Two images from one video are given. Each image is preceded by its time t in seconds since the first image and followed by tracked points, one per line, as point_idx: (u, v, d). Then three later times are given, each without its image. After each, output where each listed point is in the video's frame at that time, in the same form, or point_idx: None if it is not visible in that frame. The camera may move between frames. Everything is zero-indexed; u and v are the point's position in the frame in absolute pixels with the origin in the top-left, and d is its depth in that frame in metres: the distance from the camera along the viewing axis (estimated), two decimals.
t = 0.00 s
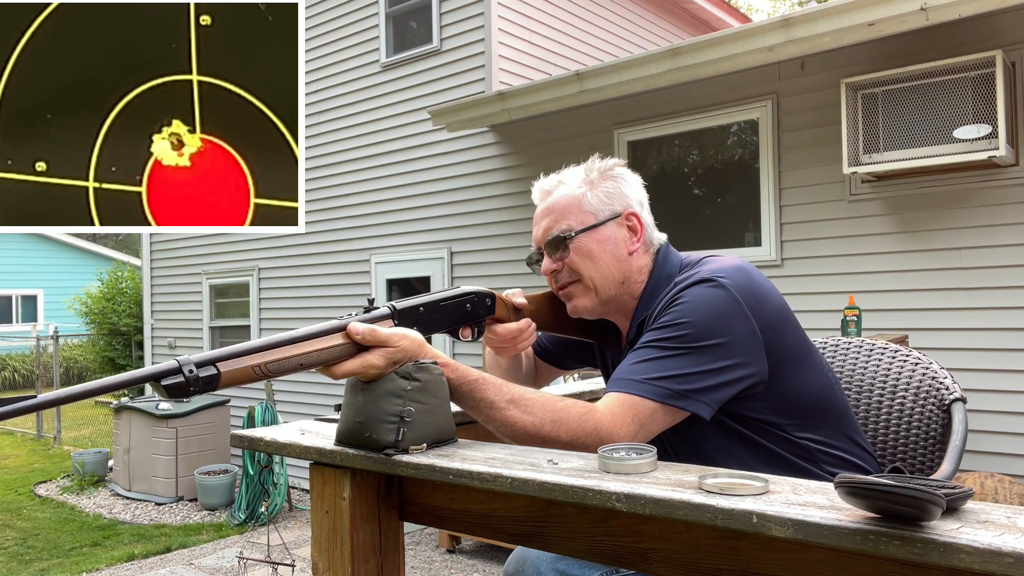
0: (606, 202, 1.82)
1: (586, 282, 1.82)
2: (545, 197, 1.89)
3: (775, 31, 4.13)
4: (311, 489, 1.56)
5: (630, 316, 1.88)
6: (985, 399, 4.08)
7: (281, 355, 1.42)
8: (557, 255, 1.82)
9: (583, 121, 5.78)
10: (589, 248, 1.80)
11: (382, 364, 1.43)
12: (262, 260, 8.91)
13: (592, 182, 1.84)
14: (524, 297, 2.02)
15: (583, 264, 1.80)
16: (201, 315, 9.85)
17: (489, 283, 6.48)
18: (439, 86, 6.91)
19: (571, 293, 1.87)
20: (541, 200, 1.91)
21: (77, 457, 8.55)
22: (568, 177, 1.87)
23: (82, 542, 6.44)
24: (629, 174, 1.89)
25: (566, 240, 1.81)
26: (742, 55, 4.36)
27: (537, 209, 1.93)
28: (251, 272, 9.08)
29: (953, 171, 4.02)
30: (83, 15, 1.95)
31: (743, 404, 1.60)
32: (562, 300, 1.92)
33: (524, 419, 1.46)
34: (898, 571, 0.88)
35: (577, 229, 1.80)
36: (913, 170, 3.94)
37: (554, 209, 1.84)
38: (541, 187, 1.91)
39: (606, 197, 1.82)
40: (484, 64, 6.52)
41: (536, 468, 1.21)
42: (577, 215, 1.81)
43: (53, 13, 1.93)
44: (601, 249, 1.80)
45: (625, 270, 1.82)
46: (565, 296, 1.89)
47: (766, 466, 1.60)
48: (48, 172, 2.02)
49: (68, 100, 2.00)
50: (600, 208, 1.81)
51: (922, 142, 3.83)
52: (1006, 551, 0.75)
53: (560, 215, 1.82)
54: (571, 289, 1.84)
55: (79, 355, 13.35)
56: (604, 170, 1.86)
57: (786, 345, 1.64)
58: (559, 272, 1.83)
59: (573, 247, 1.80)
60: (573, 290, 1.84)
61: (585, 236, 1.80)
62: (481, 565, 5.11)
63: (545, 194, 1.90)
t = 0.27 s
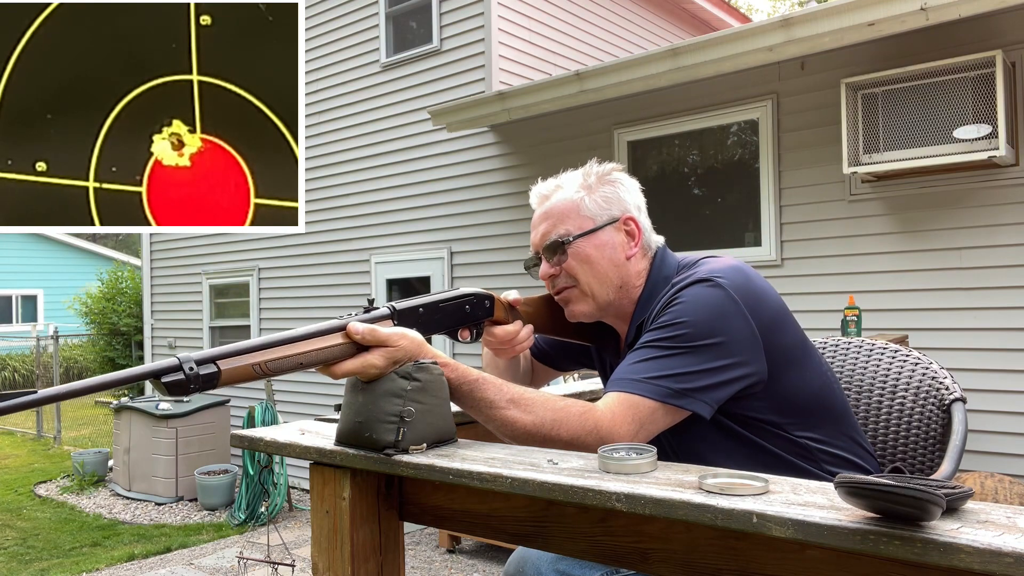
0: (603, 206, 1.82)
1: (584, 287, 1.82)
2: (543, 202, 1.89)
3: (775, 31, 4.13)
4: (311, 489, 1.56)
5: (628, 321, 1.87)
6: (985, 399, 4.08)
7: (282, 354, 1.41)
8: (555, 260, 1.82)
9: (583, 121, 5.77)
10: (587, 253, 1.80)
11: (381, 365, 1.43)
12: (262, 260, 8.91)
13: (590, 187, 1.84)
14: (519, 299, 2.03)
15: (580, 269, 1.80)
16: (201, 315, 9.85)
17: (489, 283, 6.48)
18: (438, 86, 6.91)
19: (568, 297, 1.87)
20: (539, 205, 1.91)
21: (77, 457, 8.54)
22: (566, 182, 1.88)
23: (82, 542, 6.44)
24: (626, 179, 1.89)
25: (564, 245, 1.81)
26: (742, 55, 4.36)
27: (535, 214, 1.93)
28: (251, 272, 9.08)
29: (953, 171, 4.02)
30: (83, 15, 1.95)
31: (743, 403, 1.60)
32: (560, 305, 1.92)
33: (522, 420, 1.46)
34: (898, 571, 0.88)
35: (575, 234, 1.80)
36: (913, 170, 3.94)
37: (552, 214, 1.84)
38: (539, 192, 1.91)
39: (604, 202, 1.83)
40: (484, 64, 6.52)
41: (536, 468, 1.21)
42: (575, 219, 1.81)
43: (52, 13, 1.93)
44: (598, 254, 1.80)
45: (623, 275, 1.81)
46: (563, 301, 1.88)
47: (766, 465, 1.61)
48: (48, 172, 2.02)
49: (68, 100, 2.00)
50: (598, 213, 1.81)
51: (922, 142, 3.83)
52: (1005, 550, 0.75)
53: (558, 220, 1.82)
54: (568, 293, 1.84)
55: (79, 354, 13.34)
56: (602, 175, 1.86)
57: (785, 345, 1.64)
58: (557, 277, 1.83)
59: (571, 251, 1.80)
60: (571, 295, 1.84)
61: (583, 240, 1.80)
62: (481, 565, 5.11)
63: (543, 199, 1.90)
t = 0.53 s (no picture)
0: (600, 210, 1.82)
1: (581, 291, 1.82)
2: (539, 206, 1.89)
3: (775, 31, 4.13)
4: (311, 489, 1.56)
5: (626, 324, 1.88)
6: (985, 399, 4.08)
7: (283, 352, 1.41)
8: (553, 264, 1.82)
9: (583, 121, 5.78)
10: (584, 256, 1.80)
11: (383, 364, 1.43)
12: (262, 260, 8.91)
13: (586, 190, 1.84)
14: (518, 300, 2.02)
15: (577, 272, 1.80)
16: (201, 315, 9.85)
17: (489, 283, 6.48)
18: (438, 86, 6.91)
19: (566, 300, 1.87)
20: (535, 209, 1.91)
21: (77, 457, 8.54)
22: (563, 185, 1.88)
23: (82, 542, 6.44)
24: (622, 181, 1.89)
25: (560, 248, 1.81)
26: (742, 55, 4.36)
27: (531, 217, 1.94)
28: (251, 272, 9.08)
29: (953, 171, 4.02)
30: (84, 16, 1.95)
31: (743, 402, 1.60)
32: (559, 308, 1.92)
33: (522, 420, 1.46)
34: (898, 571, 0.88)
35: (572, 237, 1.80)
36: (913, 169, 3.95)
37: (548, 218, 1.84)
38: (536, 195, 1.92)
39: (600, 205, 1.83)
40: (484, 64, 6.52)
41: (537, 468, 1.21)
42: (572, 223, 1.81)
43: (53, 13, 1.93)
44: (596, 257, 1.80)
45: (621, 277, 1.81)
46: (561, 305, 1.89)
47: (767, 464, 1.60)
48: (49, 173, 2.02)
49: (69, 100, 2.00)
50: (594, 215, 1.81)
51: (922, 142, 3.83)
52: (1005, 550, 0.75)
53: (555, 223, 1.82)
54: (566, 297, 1.84)
55: (78, 354, 13.31)
56: (598, 177, 1.86)
57: (784, 343, 1.64)
58: (555, 281, 1.83)
59: (568, 255, 1.80)
60: (569, 298, 1.84)
61: (580, 244, 1.80)
62: (481, 565, 5.11)
63: (539, 203, 1.90)
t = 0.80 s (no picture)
0: (598, 213, 1.82)
1: (580, 294, 1.82)
2: (537, 209, 1.89)
3: (775, 31, 4.13)
4: (311, 489, 1.56)
5: (625, 326, 1.88)
6: (984, 399, 4.08)
7: (283, 351, 1.41)
8: (551, 267, 1.82)
9: (582, 121, 5.78)
10: (583, 259, 1.80)
11: (383, 364, 1.43)
12: (262, 260, 8.92)
13: (584, 193, 1.84)
14: (518, 303, 2.01)
15: (576, 275, 1.80)
16: (201, 315, 9.85)
17: (489, 283, 6.48)
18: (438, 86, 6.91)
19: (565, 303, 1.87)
20: (533, 212, 1.91)
21: (77, 457, 8.54)
22: (561, 188, 1.88)
23: (82, 542, 6.44)
24: (620, 184, 1.89)
25: (559, 252, 1.81)
26: (742, 55, 4.36)
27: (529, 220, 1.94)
28: (251, 272, 9.08)
29: (953, 171, 4.02)
30: (84, 16, 1.96)
31: (744, 402, 1.60)
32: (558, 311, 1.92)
33: (522, 421, 1.46)
34: (898, 571, 0.88)
35: (571, 240, 1.80)
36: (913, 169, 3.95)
37: (546, 221, 1.84)
38: (534, 198, 1.92)
39: (599, 208, 1.82)
40: (484, 64, 6.52)
41: (537, 468, 1.21)
42: (570, 226, 1.81)
43: (53, 14, 1.94)
44: (595, 260, 1.80)
45: (620, 281, 1.81)
46: (561, 308, 1.89)
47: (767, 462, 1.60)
48: (49, 173, 2.03)
49: (69, 100, 2.00)
50: (593, 219, 1.81)
51: (922, 142, 3.83)
52: (1005, 550, 0.75)
53: (553, 227, 1.82)
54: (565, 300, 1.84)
55: (78, 354, 13.31)
56: (596, 180, 1.86)
57: (784, 343, 1.64)
58: (553, 284, 1.83)
59: (566, 259, 1.80)
60: (568, 302, 1.84)
61: (579, 247, 1.80)
62: (481, 565, 5.11)
63: (537, 206, 1.90)
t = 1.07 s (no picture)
0: (598, 214, 1.82)
1: (579, 295, 1.82)
2: (537, 210, 1.89)
3: (775, 31, 4.13)
4: (311, 489, 1.56)
5: (625, 327, 1.88)
6: (984, 399, 4.09)
7: (284, 350, 1.41)
8: (551, 269, 1.82)
9: (582, 121, 5.78)
10: (583, 261, 1.80)
11: (384, 364, 1.43)
12: (262, 260, 8.92)
13: (584, 194, 1.84)
14: (519, 304, 2.01)
15: (576, 277, 1.81)
16: (201, 315, 9.85)
17: (489, 283, 6.48)
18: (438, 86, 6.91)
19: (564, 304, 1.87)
20: (532, 213, 1.92)
21: (77, 457, 8.54)
22: (561, 190, 1.88)
23: (82, 542, 6.44)
24: (620, 185, 1.89)
25: (558, 253, 1.81)
26: (742, 55, 4.36)
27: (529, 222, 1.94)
28: (251, 272, 9.08)
29: (953, 171, 4.02)
30: (84, 16, 1.96)
31: (743, 402, 1.60)
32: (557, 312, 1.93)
33: (522, 421, 1.46)
34: (898, 571, 0.88)
35: (570, 242, 1.80)
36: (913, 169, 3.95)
37: (546, 223, 1.84)
38: (533, 199, 1.92)
39: (598, 210, 1.83)
40: (484, 64, 6.52)
41: (537, 468, 1.21)
42: (570, 227, 1.81)
43: (52, 14, 1.94)
44: (594, 261, 1.80)
45: (619, 282, 1.81)
46: (560, 309, 1.89)
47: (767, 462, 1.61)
48: (49, 173, 2.02)
49: (68, 100, 2.00)
50: (592, 220, 1.81)
51: (922, 142, 3.83)
52: (1005, 551, 0.75)
53: (552, 228, 1.82)
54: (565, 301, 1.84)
55: (78, 354, 13.31)
56: (595, 181, 1.86)
57: (783, 343, 1.64)
58: (554, 285, 1.83)
59: (566, 260, 1.80)
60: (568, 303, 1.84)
61: (578, 248, 1.80)
62: (481, 565, 5.11)
63: (537, 207, 1.90)
